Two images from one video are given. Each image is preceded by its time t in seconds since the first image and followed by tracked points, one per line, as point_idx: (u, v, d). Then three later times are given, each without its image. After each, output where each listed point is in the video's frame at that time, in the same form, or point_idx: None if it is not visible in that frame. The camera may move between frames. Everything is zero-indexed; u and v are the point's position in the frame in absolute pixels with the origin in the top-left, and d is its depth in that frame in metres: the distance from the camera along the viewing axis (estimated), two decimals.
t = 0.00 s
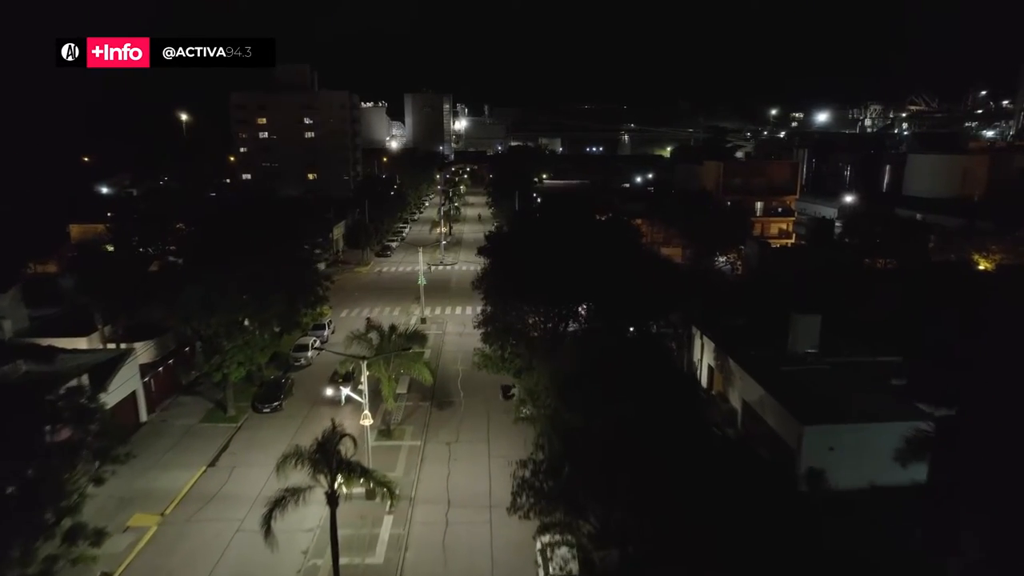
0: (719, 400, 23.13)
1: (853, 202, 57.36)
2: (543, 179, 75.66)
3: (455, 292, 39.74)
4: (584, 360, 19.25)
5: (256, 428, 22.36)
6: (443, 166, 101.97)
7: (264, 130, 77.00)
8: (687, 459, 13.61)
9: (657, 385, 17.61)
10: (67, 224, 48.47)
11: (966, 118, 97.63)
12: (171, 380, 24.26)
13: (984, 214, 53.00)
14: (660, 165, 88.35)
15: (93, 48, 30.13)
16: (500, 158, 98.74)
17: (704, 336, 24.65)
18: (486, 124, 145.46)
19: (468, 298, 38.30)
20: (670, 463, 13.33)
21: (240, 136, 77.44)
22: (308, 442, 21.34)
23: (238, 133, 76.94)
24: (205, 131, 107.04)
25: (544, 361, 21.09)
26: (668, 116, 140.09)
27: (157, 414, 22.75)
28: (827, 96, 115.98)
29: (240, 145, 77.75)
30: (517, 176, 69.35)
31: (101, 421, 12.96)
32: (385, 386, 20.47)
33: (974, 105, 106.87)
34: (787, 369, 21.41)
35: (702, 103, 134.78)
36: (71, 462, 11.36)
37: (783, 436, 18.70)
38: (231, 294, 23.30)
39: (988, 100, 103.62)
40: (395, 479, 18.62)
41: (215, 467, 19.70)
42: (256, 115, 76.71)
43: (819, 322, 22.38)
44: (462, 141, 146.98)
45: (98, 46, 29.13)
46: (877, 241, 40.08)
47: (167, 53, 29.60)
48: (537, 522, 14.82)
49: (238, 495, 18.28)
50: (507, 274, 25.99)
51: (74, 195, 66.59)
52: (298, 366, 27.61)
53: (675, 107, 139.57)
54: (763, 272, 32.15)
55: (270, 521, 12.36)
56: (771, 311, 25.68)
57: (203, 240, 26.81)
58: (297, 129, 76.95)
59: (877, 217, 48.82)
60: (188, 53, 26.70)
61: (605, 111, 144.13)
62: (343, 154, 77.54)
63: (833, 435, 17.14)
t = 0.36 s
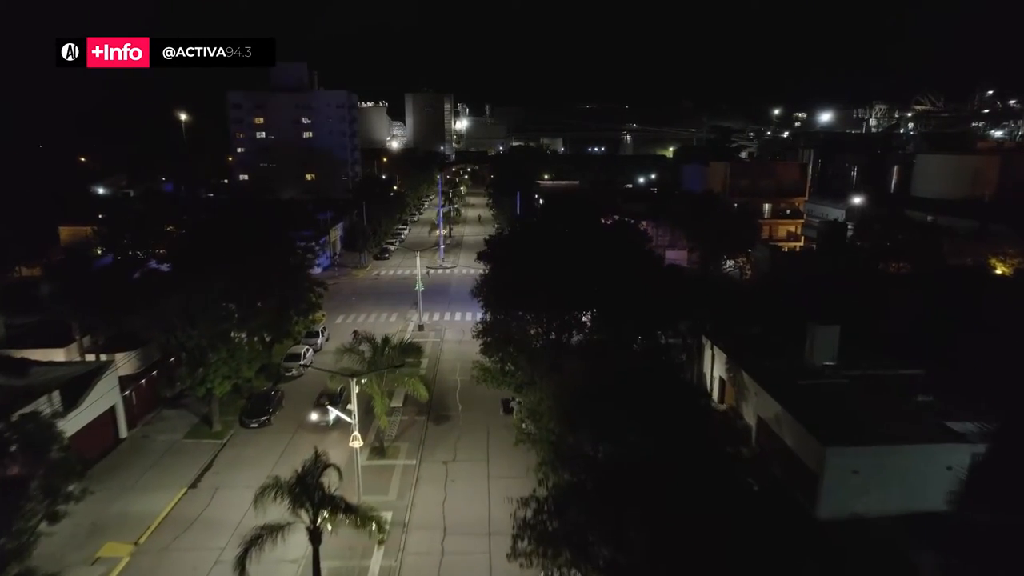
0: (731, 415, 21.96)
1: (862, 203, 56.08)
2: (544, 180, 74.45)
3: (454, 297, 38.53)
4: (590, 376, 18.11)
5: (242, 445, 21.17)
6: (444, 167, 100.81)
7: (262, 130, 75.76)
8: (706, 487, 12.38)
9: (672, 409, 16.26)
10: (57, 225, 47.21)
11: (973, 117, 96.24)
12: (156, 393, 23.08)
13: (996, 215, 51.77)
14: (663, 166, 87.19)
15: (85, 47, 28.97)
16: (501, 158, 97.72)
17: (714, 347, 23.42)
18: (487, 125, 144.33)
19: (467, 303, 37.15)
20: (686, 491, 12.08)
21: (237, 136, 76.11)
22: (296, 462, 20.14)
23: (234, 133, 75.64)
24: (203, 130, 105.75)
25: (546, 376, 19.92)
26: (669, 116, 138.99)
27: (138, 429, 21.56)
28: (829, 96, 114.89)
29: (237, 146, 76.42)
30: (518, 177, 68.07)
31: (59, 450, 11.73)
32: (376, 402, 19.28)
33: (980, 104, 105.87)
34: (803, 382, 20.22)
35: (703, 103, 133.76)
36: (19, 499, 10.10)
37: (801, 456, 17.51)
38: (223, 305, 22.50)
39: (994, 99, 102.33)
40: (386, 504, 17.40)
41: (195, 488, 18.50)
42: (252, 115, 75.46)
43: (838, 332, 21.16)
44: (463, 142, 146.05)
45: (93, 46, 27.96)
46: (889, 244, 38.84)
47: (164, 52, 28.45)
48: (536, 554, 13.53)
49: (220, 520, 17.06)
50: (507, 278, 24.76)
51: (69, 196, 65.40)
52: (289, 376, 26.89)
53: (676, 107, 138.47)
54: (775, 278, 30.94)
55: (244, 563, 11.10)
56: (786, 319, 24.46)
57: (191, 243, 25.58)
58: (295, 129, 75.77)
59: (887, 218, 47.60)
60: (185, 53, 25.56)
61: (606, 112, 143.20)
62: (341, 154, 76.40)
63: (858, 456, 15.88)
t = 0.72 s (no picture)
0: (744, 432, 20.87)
1: (871, 204, 54.79)
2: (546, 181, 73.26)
3: (453, 303, 37.35)
4: (595, 395, 16.97)
5: (228, 463, 19.98)
6: (443, 167, 99.63)
7: (259, 129, 74.56)
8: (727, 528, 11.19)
9: (691, 452, 14.73)
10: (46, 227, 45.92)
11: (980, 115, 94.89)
12: (138, 405, 21.88)
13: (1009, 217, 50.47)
14: (667, 167, 85.96)
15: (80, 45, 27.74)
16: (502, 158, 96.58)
17: (727, 359, 22.25)
18: (488, 124, 143.10)
19: (467, 309, 35.95)
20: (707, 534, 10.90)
21: (234, 136, 74.91)
22: (282, 483, 18.91)
23: (231, 133, 74.48)
24: (201, 129, 104.48)
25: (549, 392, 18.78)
26: (672, 115, 137.70)
27: (118, 446, 20.41)
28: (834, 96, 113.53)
29: (234, 145, 75.22)
30: (519, 178, 66.87)
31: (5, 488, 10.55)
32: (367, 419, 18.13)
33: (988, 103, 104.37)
34: (824, 399, 19.02)
35: (706, 102, 132.50)
36: None
37: (823, 480, 16.33)
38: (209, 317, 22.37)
39: (1002, 98, 100.89)
40: (377, 532, 16.23)
41: (175, 512, 17.36)
42: (250, 114, 74.28)
43: (859, 343, 19.94)
44: (464, 141, 144.86)
45: (91, 45, 26.78)
46: (902, 247, 37.70)
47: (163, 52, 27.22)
48: None
49: (200, 548, 15.90)
50: (505, 282, 23.46)
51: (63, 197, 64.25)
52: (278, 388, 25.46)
53: (679, 107, 137.24)
54: (787, 287, 29.75)
55: None
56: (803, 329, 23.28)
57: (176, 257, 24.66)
58: (293, 128, 74.60)
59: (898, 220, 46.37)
60: (186, 53, 24.35)
61: (608, 111, 141.98)
62: (339, 154, 75.24)
63: (891, 485, 14.66)
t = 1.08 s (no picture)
0: (761, 450, 19.63)
1: (881, 206, 53.66)
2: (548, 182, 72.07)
3: (453, 308, 36.20)
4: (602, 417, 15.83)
5: (210, 484, 18.73)
6: (444, 167, 98.48)
7: (257, 129, 73.39)
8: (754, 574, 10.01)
9: (708, 480, 13.51)
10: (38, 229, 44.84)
11: (989, 115, 93.84)
12: (117, 421, 20.70)
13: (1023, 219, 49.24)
14: (672, 167, 84.80)
15: (79, 45, 26.71)
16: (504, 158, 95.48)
17: (743, 372, 21.08)
18: (490, 124, 142.01)
19: (467, 314, 34.82)
20: None
21: (231, 136, 73.68)
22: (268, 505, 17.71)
23: (229, 133, 73.34)
24: (200, 129, 103.46)
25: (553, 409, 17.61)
26: (675, 115, 136.56)
27: (94, 466, 19.21)
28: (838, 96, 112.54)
29: (231, 146, 73.96)
30: (521, 178, 65.72)
31: None
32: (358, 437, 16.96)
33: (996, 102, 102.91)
34: (846, 416, 17.81)
35: (709, 102, 131.35)
36: None
37: (849, 506, 15.11)
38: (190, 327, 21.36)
39: (1010, 98, 99.45)
40: (368, 564, 15.04)
41: (151, 538, 16.15)
42: (247, 114, 73.12)
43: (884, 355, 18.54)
44: (465, 141, 143.53)
45: (89, 45, 25.73)
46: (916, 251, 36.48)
47: (164, 53, 26.15)
48: None
49: None
50: (506, 287, 22.25)
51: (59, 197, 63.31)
52: (270, 401, 24.41)
53: (682, 106, 136.18)
54: (800, 293, 28.55)
55: None
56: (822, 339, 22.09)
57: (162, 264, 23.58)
58: (291, 128, 73.44)
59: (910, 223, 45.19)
60: (187, 53, 23.24)
61: (611, 111, 140.92)
62: (338, 154, 74.15)
63: (921, 518, 13.45)
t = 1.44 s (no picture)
0: (779, 470, 18.44)
1: (891, 207, 52.48)
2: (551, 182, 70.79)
3: (453, 313, 35.01)
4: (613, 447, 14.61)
5: (190, 508, 17.54)
6: (446, 167, 97.34)
7: (255, 129, 72.28)
8: None
9: (727, 514, 12.32)
10: (30, 229, 43.84)
11: (998, 115, 92.27)
12: (96, 437, 19.56)
13: None
14: (676, 168, 83.58)
15: (78, 46, 25.76)
16: (506, 159, 94.37)
17: (759, 387, 19.92)
18: (492, 123, 140.83)
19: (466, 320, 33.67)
20: None
21: (229, 136, 72.55)
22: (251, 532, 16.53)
23: (227, 133, 72.23)
24: (200, 128, 102.59)
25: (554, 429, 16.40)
26: (678, 115, 135.26)
27: (68, 488, 18.05)
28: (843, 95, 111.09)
29: (229, 146, 72.82)
30: (524, 179, 64.55)
31: None
32: (345, 459, 15.80)
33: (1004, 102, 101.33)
34: (871, 437, 16.62)
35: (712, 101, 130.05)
36: None
37: (880, 540, 13.91)
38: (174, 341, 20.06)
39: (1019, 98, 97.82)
40: None
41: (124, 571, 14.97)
42: (245, 114, 72.01)
43: (909, 372, 17.35)
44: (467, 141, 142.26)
45: (88, 45, 24.88)
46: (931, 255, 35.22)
47: (162, 52, 25.22)
48: None
49: None
50: (508, 294, 21.10)
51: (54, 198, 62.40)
52: (259, 414, 23.23)
53: (685, 106, 134.95)
54: (814, 300, 27.33)
55: None
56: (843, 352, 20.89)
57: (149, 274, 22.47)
58: (290, 128, 72.35)
59: (922, 225, 43.94)
60: (185, 53, 22.19)
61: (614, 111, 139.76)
62: (338, 154, 73.08)
63: (961, 557, 12.26)
